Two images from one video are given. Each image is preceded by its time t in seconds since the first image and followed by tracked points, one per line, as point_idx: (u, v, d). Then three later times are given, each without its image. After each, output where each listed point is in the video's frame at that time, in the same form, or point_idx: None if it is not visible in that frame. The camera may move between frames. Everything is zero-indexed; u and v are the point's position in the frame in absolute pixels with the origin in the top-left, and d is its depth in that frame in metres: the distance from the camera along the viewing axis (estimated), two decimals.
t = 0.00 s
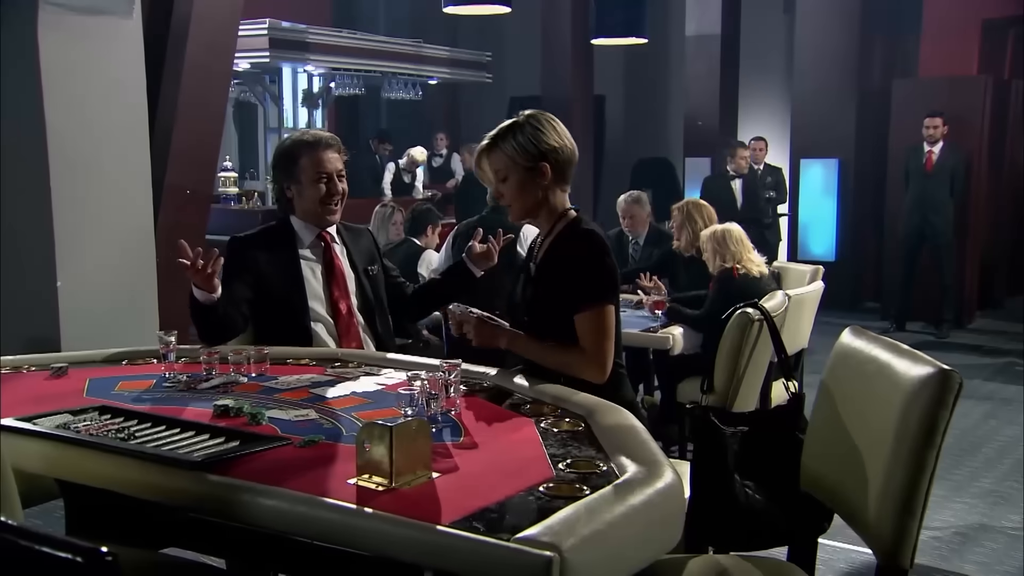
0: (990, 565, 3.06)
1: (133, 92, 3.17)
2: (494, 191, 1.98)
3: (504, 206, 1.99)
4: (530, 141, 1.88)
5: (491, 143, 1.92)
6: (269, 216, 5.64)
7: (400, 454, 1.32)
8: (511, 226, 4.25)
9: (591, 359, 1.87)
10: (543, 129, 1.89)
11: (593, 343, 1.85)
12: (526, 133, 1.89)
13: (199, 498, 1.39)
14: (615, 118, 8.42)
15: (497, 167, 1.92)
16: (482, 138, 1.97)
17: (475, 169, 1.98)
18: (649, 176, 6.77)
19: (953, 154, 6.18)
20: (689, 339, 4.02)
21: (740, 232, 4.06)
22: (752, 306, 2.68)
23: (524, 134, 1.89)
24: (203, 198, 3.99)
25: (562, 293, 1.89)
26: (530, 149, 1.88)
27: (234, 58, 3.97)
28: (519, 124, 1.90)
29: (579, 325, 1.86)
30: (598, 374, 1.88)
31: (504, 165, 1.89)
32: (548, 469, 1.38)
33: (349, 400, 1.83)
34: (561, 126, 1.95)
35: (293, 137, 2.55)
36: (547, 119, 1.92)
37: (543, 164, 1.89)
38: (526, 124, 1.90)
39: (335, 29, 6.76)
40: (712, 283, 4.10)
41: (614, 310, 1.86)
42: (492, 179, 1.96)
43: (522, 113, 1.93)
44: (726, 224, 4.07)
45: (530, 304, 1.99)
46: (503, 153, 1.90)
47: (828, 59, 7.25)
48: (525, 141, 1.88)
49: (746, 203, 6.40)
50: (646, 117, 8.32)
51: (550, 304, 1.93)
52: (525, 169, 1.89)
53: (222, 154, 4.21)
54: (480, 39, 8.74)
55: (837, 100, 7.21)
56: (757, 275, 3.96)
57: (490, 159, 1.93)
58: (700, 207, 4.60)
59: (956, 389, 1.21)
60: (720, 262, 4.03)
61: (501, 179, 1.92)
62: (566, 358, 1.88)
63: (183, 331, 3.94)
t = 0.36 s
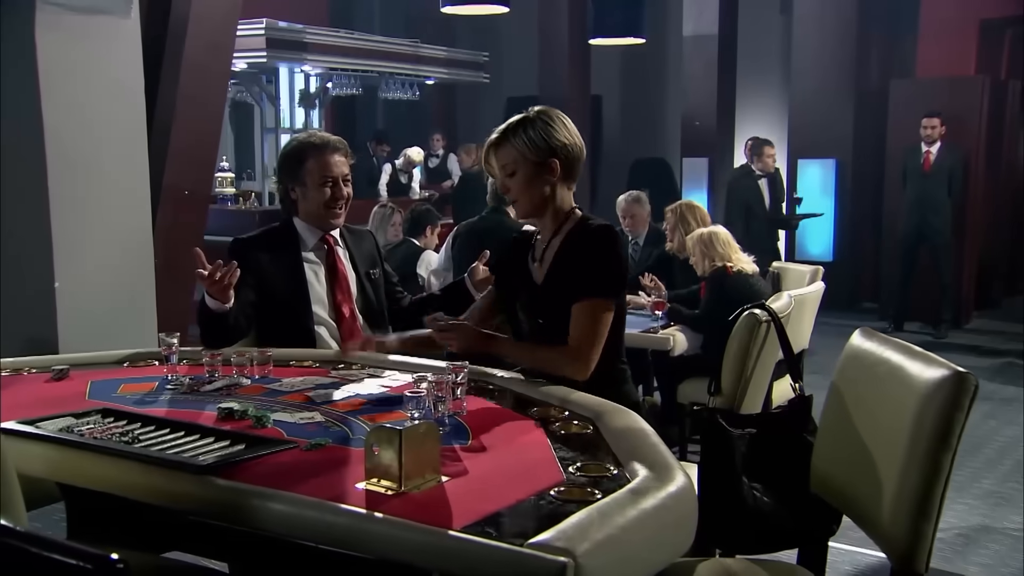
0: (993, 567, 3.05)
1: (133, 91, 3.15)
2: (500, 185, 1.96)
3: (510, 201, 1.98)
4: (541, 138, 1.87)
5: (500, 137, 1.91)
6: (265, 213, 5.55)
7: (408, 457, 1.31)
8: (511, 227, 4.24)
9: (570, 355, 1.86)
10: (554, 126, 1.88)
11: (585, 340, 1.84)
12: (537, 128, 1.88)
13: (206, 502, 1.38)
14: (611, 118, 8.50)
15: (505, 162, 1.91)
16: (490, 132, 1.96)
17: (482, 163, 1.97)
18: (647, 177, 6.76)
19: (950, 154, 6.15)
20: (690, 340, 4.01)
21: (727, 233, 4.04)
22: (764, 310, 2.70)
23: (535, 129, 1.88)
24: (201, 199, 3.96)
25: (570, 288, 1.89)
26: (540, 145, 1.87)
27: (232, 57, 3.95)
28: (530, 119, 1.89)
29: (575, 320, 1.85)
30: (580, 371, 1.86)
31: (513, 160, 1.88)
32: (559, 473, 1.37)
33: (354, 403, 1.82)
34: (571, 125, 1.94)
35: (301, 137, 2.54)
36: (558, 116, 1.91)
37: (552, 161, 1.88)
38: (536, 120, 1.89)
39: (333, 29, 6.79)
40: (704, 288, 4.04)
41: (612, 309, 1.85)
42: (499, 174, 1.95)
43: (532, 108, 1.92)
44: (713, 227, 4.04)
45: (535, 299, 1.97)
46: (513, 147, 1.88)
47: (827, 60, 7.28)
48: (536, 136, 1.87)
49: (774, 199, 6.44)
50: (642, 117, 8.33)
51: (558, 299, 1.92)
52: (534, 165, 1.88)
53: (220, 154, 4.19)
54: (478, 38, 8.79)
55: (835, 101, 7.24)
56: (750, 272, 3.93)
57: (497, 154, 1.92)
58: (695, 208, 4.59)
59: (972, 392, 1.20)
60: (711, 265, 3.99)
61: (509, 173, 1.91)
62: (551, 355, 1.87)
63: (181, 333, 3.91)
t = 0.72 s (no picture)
0: (996, 569, 3.05)
1: (131, 91, 3.14)
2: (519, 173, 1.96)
3: (528, 191, 1.97)
4: (559, 127, 1.86)
5: (521, 123, 1.91)
6: (263, 213, 5.56)
7: (419, 461, 1.30)
8: (511, 227, 4.22)
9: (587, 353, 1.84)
10: (574, 118, 1.87)
11: (594, 342, 1.83)
12: (557, 118, 1.87)
13: (212, 507, 1.37)
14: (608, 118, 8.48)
15: (524, 150, 1.90)
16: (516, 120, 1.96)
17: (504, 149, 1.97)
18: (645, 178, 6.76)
19: (949, 155, 6.15)
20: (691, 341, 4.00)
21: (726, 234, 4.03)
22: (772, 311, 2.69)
23: (555, 119, 1.87)
24: (199, 199, 3.95)
25: (567, 287, 1.86)
26: (557, 135, 1.86)
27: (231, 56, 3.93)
28: (553, 108, 1.88)
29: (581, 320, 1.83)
30: (596, 372, 1.85)
31: (530, 147, 1.88)
32: (570, 477, 1.36)
33: (360, 406, 1.81)
34: (599, 117, 1.92)
35: (301, 138, 2.53)
36: (585, 107, 1.90)
37: (568, 152, 1.87)
38: (559, 110, 1.88)
39: (330, 29, 6.77)
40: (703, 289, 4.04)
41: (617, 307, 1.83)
42: (518, 162, 1.94)
43: (558, 100, 1.91)
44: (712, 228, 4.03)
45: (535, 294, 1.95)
46: (531, 135, 1.88)
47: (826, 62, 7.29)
48: (555, 126, 1.86)
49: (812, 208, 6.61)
50: (639, 117, 8.33)
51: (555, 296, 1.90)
52: (550, 153, 1.87)
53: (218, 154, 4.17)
54: (475, 38, 8.80)
55: (833, 102, 7.24)
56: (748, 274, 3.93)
57: (518, 141, 1.92)
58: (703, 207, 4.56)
59: (989, 394, 1.19)
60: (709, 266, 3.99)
61: (526, 161, 1.90)
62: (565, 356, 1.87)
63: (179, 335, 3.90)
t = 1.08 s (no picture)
0: (998, 569, 3.04)
1: (128, 91, 3.11)
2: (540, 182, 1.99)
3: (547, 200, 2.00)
4: (578, 139, 1.89)
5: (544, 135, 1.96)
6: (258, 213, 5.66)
7: (428, 465, 1.28)
8: (509, 228, 4.22)
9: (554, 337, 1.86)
10: (595, 133, 1.88)
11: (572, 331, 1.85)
12: (579, 132, 1.89)
13: (218, 511, 1.35)
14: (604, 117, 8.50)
15: (544, 158, 1.94)
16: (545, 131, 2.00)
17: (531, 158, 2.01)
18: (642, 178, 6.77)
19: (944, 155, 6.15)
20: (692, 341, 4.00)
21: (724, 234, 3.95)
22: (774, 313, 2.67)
23: (576, 132, 1.90)
24: (197, 199, 3.93)
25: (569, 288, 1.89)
26: (576, 146, 1.89)
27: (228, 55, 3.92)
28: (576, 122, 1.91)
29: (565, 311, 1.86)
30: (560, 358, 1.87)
31: (549, 157, 1.92)
32: (580, 480, 1.35)
33: (364, 408, 1.79)
34: (626, 137, 1.93)
35: (299, 139, 2.52)
36: (611, 124, 1.92)
37: (582, 164, 1.89)
38: (582, 124, 1.90)
39: (325, 29, 6.78)
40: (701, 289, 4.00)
41: (608, 310, 1.84)
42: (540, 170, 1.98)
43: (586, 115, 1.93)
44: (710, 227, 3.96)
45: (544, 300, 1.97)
46: (552, 145, 1.92)
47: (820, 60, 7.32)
48: (574, 139, 1.89)
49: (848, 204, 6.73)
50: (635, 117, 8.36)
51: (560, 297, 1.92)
52: (566, 163, 1.90)
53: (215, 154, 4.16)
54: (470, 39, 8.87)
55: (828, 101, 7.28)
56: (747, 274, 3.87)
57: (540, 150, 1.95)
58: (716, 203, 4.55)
59: (1004, 397, 1.18)
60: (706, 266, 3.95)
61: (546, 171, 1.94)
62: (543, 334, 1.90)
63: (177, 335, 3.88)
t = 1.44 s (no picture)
0: (999, 571, 3.03)
1: (120, 89, 3.08)
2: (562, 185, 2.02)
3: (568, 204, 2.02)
4: (595, 144, 1.90)
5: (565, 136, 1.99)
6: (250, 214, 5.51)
7: (436, 469, 1.27)
8: (505, 227, 4.23)
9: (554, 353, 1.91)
10: (616, 141, 1.90)
11: (569, 344, 1.89)
12: (600, 138, 1.90)
13: (224, 517, 1.34)
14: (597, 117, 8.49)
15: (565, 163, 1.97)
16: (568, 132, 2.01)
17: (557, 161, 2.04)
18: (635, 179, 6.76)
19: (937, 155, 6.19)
20: (690, 343, 3.99)
21: (722, 235, 3.97)
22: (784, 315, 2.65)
23: (597, 139, 1.91)
24: (190, 199, 3.89)
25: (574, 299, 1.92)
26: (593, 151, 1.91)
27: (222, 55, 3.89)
28: (596, 125, 1.93)
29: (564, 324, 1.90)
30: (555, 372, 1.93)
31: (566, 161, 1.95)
32: (590, 484, 1.33)
33: (367, 411, 1.78)
34: (648, 139, 1.93)
35: (296, 140, 2.49)
36: (633, 126, 1.92)
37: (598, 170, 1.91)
38: (605, 130, 1.91)
39: (317, 28, 6.75)
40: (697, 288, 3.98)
41: (610, 322, 1.86)
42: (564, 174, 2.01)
43: (612, 119, 1.94)
44: (708, 228, 3.99)
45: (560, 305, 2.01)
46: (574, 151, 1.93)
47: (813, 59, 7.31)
48: (597, 146, 1.90)
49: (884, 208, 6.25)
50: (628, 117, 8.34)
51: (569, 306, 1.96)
52: (584, 168, 1.93)
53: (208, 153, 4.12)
54: (463, 39, 8.88)
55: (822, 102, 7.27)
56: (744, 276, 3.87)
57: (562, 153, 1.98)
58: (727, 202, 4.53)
59: (1019, 400, 1.17)
60: (701, 266, 3.95)
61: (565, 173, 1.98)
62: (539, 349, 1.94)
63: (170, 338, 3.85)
